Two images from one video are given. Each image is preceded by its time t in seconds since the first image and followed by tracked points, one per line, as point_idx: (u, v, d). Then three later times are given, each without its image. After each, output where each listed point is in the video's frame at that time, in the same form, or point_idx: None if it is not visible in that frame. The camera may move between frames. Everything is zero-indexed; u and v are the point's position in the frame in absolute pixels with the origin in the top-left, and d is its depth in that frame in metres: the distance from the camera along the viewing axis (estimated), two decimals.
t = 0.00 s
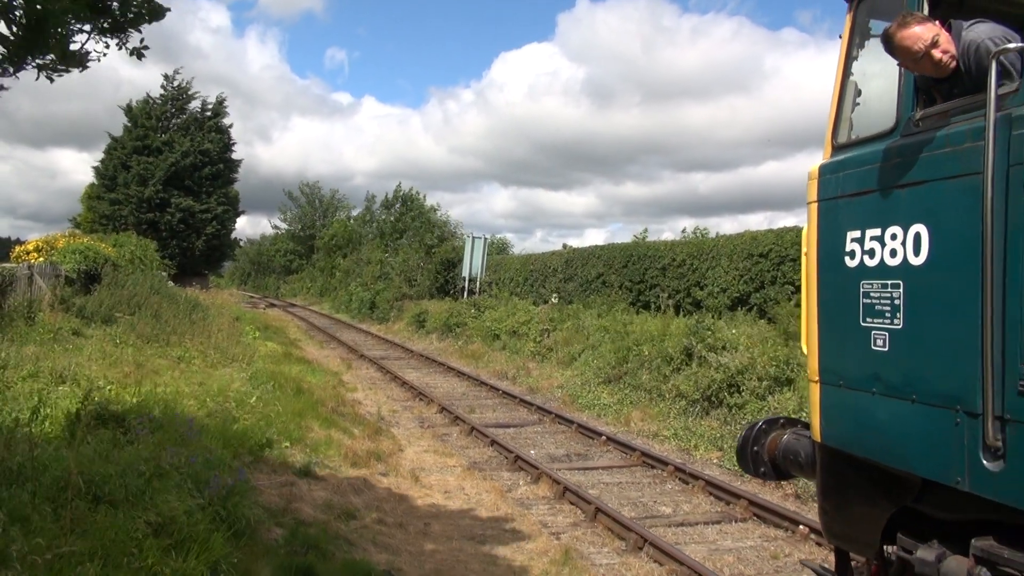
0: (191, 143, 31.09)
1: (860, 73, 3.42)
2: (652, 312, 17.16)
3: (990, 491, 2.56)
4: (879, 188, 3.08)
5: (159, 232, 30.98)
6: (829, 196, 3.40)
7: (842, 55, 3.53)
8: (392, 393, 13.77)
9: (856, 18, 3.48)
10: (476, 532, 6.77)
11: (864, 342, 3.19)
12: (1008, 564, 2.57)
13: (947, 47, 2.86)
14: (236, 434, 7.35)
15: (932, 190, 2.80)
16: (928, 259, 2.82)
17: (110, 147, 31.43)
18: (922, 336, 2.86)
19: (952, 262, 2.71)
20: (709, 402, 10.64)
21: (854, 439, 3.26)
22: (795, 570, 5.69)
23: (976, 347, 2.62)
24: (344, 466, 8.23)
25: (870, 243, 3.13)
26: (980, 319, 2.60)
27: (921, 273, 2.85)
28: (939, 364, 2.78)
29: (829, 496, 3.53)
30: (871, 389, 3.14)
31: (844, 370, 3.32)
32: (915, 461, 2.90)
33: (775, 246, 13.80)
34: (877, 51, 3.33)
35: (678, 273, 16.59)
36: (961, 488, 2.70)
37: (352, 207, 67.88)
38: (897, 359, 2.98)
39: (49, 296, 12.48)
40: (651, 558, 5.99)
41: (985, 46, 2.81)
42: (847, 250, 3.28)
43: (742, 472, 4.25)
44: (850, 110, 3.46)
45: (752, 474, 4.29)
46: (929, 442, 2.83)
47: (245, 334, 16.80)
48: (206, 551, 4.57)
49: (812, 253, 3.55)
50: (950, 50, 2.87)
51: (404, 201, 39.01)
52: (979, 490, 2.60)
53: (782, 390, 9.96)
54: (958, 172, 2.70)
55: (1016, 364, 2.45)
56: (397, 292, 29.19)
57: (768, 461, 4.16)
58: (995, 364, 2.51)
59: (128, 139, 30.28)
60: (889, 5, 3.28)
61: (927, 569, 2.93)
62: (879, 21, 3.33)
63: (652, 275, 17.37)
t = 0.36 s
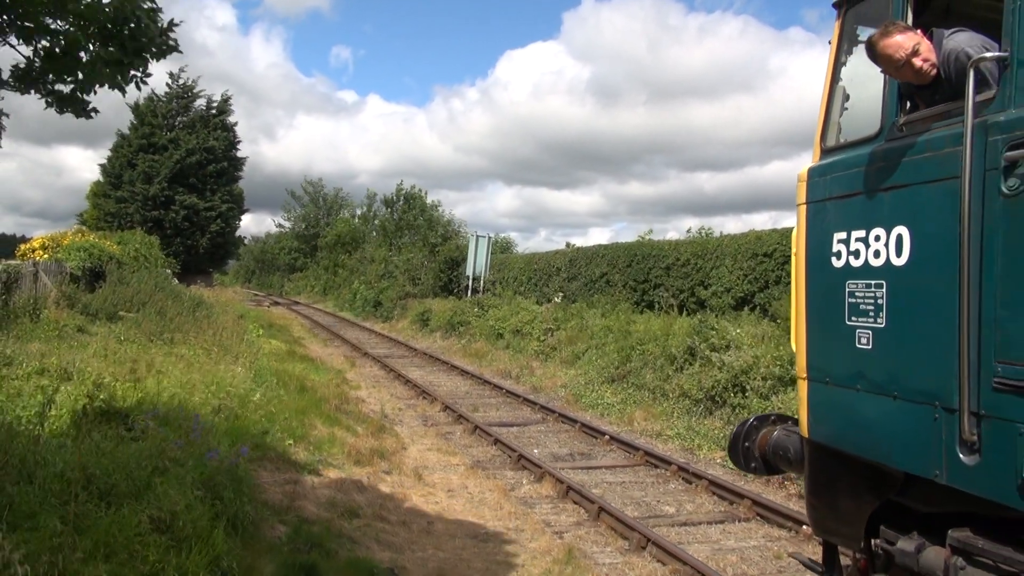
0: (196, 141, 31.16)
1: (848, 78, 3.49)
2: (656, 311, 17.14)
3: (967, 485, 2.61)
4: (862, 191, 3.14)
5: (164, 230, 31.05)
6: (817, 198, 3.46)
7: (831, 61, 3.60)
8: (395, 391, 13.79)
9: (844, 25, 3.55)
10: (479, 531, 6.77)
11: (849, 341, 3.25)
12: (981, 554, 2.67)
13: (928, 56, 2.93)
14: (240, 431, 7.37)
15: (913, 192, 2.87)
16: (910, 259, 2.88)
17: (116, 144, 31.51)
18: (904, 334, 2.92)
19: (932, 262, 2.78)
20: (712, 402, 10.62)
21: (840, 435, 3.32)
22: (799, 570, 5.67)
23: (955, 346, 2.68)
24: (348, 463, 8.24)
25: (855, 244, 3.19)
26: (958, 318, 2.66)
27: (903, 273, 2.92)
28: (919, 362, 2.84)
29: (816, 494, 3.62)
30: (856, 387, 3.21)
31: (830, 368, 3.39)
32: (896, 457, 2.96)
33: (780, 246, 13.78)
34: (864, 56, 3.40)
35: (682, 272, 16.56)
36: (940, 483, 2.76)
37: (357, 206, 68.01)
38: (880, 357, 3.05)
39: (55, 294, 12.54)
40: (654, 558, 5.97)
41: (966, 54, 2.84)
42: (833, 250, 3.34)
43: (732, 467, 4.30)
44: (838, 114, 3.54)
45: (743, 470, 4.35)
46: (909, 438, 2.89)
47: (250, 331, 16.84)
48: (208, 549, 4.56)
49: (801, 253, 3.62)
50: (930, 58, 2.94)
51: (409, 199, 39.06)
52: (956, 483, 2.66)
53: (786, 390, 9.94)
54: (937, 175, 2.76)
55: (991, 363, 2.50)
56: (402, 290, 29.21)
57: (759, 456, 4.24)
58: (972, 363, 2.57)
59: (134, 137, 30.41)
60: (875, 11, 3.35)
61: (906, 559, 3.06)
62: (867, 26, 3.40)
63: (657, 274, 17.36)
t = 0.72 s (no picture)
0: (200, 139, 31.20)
1: (832, 84, 3.64)
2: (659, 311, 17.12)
3: (940, 475, 2.75)
4: (846, 193, 3.30)
5: (168, 228, 31.09)
6: (804, 200, 3.62)
7: (816, 67, 3.74)
8: (398, 389, 13.81)
9: (829, 30, 3.69)
10: (482, 529, 6.78)
11: (832, 337, 3.40)
12: (955, 543, 2.82)
13: (904, 65, 3.09)
14: (243, 429, 7.40)
15: (892, 195, 3.02)
16: (888, 259, 3.03)
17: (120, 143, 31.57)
18: (883, 330, 3.06)
19: (908, 262, 2.92)
20: (715, 401, 10.62)
21: (824, 428, 3.47)
22: (801, 570, 5.68)
23: (929, 341, 2.82)
24: (350, 461, 8.27)
25: (838, 244, 3.34)
26: (932, 315, 2.81)
27: (882, 272, 3.07)
28: (897, 357, 2.98)
29: (802, 490, 3.74)
30: (839, 381, 3.35)
31: (815, 363, 3.54)
32: (876, 448, 3.10)
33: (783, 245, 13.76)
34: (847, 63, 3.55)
35: (685, 271, 16.53)
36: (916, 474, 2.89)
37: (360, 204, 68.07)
38: (861, 352, 3.20)
39: (59, 292, 12.59)
40: (655, 557, 5.97)
41: (940, 63, 2.99)
42: (818, 251, 3.49)
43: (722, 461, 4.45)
44: (823, 119, 3.69)
45: (734, 463, 4.50)
46: (886, 430, 3.03)
47: (253, 330, 16.88)
48: (210, 546, 4.58)
49: (788, 254, 3.77)
50: (907, 67, 3.10)
51: (412, 198, 39.07)
52: (930, 474, 2.80)
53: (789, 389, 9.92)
54: (914, 179, 2.91)
55: (964, 358, 2.64)
56: (405, 289, 29.20)
57: (748, 450, 4.38)
58: (945, 358, 2.71)
59: (139, 136, 30.48)
60: (857, 20, 3.48)
61: (884, 548, 3.16)
62: (850, 34, 3.54)
63: (660, 273, 17.35)
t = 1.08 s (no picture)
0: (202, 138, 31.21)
1: (815, 91, 3.75)
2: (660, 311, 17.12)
3: (912, 467, 2.87)
4: (825, 197, 3.43)
5: (169, 227, 31.11)
6: (787, 203, 3.75)
7: (800, 73, 3.85)
8: (399, 388, 13.82)
9: (813, 38, 3.80)
10: (482, 529, 6.78)
11: (813, 335, 3.52)
12: (925, 531, 2.91)
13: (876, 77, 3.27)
14: (244, 427, 7.42)
15: (869, 199, 3.15)
16: (865, 260, 3.16)
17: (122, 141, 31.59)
18: (859, 329, 3.19)
19: (883, 263, 3.05)
20: (716, 402, 10.62)
21: (804, 423, 3.59)
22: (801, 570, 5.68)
23: (900, 339, 2.96)
24: (351, 460, 8.28)
25: (819, 246, 3.47)
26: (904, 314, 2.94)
27: (859, 272, 3.19)
28: (873, 355, 3.11)
29: (787, 488, 3.83)
30: (818, 378, 3.47)
31: (796, 361, 3.66)
32: (853, 443, 3.22)
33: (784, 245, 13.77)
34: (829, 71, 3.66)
35: (687, 272, 16.52)
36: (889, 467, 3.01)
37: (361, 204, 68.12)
38: (839, 350, 3.32)
39: (60, 290, 12.60)
40: (655, 557, 5.97)
41: (913, 72, 3.17)
42: (799, 251, 3.62)
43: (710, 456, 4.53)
44: (806, 125, 3.80)
45: (722, 458, 4.57)
46: (862, 425, 3.16)
47: (254, 329, 16.90)
48: (210, 546, 4.58)
49: (771, 256, 3.89)
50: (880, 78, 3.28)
51: (413, 197, 39.13)
52: (903, 466, 2.92)
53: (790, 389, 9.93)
54: (889, 184, 3.05)
55: (932, 356, 2.78)
56: (406, 288, 29.20)
57: (735, 446, 4.44)
58: (915, 355, 2.85)
59: (141, 135, 30.49)
60: (839, 29, 3.60)
61: (859, 537, 3.25)
62: (832, 42, 3.66)
63: (661, 273, 17.36)
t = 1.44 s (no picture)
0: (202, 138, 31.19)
1: (797, 98, 3.96)
2: (660, 312, 17.11)
3: (882, 459, 3.05)
4: (807, 202, 3.61)
5: (169, 227, 31.12)
6: (771, 208, 3.94)
7: (783, 81, 4.05)
8: (399, 389, 13.82)
9: (794, 47, 4.00)
10: (482, 530, 6.78)
11: (794, 334, 3.71)
12: (895, 521, 3.10)
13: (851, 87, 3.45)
14: (243, 427, 7.42)
15: (845, 205, 3.33)
16: (841, 263, 3.34)
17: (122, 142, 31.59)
18: (835, 328, 3.37)
19: (857, 267, 3.23)
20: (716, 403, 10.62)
21: (786, 418, 3.76)
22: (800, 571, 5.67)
23: (873, 338, 3.13)
24: (351, 460, 8.28)
25: (800, 248, 3.66)
26: (876, 314, 3.11)
27: (836, 275, 3.37)
28: (848, 352, 3.28)
29: (770, 483, 4.05)
30: (798, 376, 3.66)
31: (779, 359, 3.84)
32: (829, 437, 3.40)
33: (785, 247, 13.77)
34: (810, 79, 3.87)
35: (687, 273, 16.52)
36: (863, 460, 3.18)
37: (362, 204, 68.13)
38: (817, 348, 3.50)
39: (60, 290, 12.61)
40: (655, 557, 5.97)
41: (886, 82, 3.30)
42: (782, 253, 3.81)
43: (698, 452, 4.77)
44: (789, 130, 4.00)
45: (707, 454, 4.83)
46: (838, 420, 3.33)
47: (254, 329, 16.89)
48: (205, 548, 4.57)
49: (756, 258, 4.08)
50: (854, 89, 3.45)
51: (413, 198, 39.13)
52: (875, 459, 3.09)
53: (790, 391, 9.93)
54: (863, 189, 3.22)
55: (903, 354, 2.95)
56: (406, 288, 29.21)
57: (721, 442, 4.69)
58: (888, 353, 3.02)
59: (141, 135, 30.46)
60: (819, 38, 3.80)
61: (836, 529, 3.47)
62: (812, 52, 3.86)
63: (661, 274, 17.36)
